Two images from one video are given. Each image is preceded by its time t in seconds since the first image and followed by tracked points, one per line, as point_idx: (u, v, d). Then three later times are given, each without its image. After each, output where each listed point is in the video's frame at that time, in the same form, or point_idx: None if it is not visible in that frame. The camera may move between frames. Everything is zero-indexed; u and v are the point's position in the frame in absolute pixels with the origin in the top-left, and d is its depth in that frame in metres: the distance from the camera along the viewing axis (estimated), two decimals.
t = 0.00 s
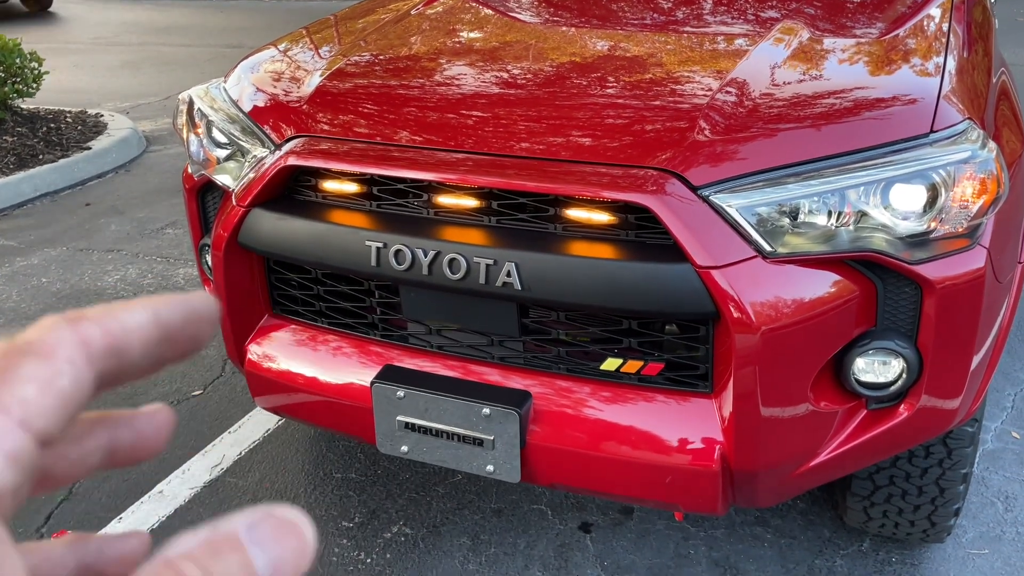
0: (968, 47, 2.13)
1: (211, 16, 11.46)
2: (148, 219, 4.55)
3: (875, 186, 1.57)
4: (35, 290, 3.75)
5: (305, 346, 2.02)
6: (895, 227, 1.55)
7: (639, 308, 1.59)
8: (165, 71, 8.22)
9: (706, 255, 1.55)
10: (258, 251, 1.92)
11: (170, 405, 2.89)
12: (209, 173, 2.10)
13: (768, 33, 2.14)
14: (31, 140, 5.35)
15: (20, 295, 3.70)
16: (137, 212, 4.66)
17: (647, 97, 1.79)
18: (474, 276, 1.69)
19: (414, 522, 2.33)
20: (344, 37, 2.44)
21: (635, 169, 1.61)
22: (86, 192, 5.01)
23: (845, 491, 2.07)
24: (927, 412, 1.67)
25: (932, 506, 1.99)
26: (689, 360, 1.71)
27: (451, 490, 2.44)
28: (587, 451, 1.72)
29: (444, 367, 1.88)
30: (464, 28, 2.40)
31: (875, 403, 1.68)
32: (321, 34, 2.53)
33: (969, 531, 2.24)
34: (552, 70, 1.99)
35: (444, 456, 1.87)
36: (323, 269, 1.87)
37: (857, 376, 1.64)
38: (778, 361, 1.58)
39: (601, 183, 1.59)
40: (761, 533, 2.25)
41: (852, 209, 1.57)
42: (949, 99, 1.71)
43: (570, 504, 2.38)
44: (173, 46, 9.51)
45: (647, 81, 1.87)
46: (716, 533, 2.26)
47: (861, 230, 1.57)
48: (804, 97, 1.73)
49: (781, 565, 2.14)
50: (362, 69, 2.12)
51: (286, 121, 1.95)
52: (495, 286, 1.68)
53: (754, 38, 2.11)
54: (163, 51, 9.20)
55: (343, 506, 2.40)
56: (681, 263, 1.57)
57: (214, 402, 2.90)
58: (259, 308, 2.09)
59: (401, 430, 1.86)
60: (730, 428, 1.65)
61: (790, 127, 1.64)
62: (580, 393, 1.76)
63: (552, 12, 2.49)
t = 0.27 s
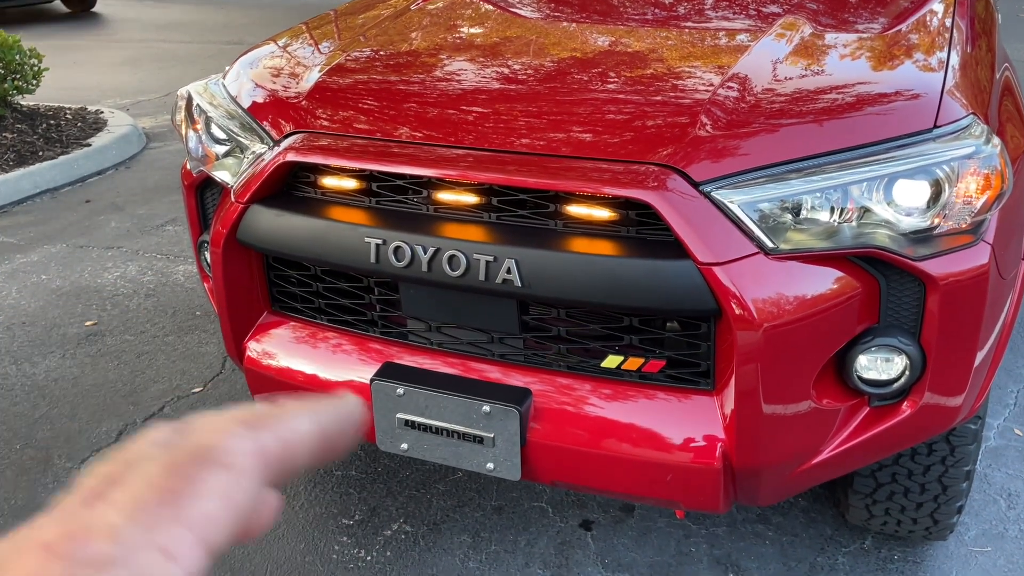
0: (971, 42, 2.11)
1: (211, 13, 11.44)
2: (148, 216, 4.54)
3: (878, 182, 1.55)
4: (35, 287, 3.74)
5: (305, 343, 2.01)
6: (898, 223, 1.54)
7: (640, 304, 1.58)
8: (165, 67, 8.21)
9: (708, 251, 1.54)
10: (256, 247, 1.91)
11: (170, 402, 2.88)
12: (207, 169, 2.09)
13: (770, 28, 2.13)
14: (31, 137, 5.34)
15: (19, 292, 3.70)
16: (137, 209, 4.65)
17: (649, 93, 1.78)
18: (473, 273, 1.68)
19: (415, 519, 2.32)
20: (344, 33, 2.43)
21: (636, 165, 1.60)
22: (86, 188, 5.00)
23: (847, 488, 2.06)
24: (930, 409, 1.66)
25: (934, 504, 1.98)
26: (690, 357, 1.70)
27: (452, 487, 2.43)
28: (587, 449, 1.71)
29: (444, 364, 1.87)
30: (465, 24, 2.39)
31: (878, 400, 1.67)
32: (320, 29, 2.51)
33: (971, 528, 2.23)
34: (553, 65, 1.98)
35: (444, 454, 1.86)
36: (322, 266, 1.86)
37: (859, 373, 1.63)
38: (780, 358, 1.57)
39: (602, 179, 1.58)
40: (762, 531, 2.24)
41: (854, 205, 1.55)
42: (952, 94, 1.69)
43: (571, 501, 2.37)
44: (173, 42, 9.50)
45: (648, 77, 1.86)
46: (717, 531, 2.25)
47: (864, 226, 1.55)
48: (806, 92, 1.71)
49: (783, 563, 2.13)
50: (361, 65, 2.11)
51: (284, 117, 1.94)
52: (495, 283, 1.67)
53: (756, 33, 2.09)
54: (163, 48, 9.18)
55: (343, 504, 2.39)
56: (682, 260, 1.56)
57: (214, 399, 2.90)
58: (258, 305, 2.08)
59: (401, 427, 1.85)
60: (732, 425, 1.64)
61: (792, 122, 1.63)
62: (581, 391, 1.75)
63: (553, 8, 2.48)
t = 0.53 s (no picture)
0: (972, 40, 2.11)
1: (211, 11, 11.43)
2: (148, 215, 4.54)
3: (877, 181, 1.55)
4: (35, 287, 3.74)
5: (303, 343, 2.01)
6: (897, 222, 1.54)
7: (639, 304, 1.58)
8: (165, 66, 8.20)
9: (706, 251, 1.53)
10: (254, 247, 1.91)
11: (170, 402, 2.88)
12: (205, 169, 2.09)
13: (770, 26, 2.12)
14: (31, 136, 5.34)
15: (19, 291, 3.69)
16: (137, 208, 4.64)
17: (648, 92, 1.77)
18: (471, 273, 1.67)
19: (414, 519, 2.32)
20: (344, 32, 2.42)
21: (635, 164, 1.60)
22: (86, 188, 5.00)
23: (847, 487, 2.05)
24: (929, 409, 1.66)
25: (934, 503, 1.98)
26: (688, 357, 1.70)
27: (451, 487, 2.43)
28: (586, 449, 1.71)
29: (442, 364, 1.87)
30: (465, 22, 2.38)
31: (876, 399, 1.66)
32: (320, 28, 2.51)
33: (971, 527, 2.23)
34: (553, 64, 1.97)
35: (442, 454, 1.86)
36: (320, 266, 1.86)
37: (858, 373, 1.63)
38: (779, 358, 1.57)
39: (601, 178, 1.58)
40: (762, 530, 2.24)
41: (853, 204, 1.55)
42: (952, 92, 1.69)
43: (571, 501, 2.37)
44: (172, 41, 9.49)
45: (648, 75, 1.85)
46: (717, 530, 2.24)
47: (862, 225, 1.55)
48: (806, 90, 1.71)
49: (782, 562, 2.13)
50: (362, 64, 2.11)
51: (283, 116, 1.94)
52: (493, 282, 1.66)
53: (756, 31, 2.09)
54: (163, 46, 9.17)
55: (342, 503, 2.39)
56: (680, 259, 1.55)
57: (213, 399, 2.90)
58: (256, 305, 2.07)
59: (399, 427, 1.85)
60: (730, 425, 1.64)
61: (792, 121, 1.62)
62: (580, 390, 1.75)
63: (553, 6, 2.47)
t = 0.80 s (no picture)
0: (972, 39, 2.11)
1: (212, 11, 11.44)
2: (148, 215, 4.55)
3: (873, 180, 1.55)
4: (35, 287, 3.75)
5: (301, 343, 2.01)
6: (893, 222, 1.54)
7: (636, 304, 1.58)
8: (165, 66, 8.20)
9: (702, 250, 1.53)
10: (251, 248, 1.91)
11: (169, 402, 2.89)
12: (203, 170, 2.09)
13: (771, 25, 2.12)
14: (31, 136, 5.34)
15: (19, 292, 3.70)
16: (137, 208, 4.65)
17: (648, 92, 1.77)
18: (468, 273, 1.68)
19: (413, 518, 2.32)
20: (344, 32, 2.42)
21: (632, 164, 1.60)
22: (86, 188, 5.00)
23: (845, 486, 2.05)
24: (925, 408, 1.66)
25: (932, 502, 1.98)
26: (685, 356, 1.70)
27: (450, 486, 2.44)
28: (582, 448, 1.71)
29: (439, 363, 1.87)
30: (465, 23, 2.38)
31: (873, 398, 1.66)
32: (320, 28, 2.51)
33: (970, 525, 2.23)
34: (552, 64, 1.98)
35: (440, 453, 1.86)
36: (317, 266, 1.86)
37: (855, 372, 1.63)
38: (775, 357, 1.57)
39: (598, 179, 1.58)
40: (760, 529, 2.24)
41: (850, 203, 1.55)
42: (949, 91, 1.69)
43: (570, 500, 2.37)
44: (173, 41, 9.49)
45: (647, 75, 1.85)
46: (715, 529, 2.25)
47: (859, 224, 1.55)
48: (804, 90, 1.71)
49: (780, 561, 2.13)
50: (362, 64, 2.11)
51: (281, 117, 1.94)
52: (490, 282, 1.67)
53: (756, 30, 2.09)
54: (163, 46, 9.17)
55: (341, 503, 2.39)
56: (676, 259, 1.55)
57: (213, 399, 2.90)
58: (254, 305, 2.08)
59: (397, 427, 1.85)
60: (727, 424, 1.64)
61: (789, 120, 1.62)
62: (580, 390, 1.75)
63: (552, 6, 2.47)
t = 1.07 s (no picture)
0: (974, 37, 2.11)
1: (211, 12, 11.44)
2: (148, 216, 4.55)
3: (876, 178, 1.55)
4: (36, 288, 3.75)
5: (304, 343, 2.01)
6: (896, 219, 1.54)
7: (639, 302, 1.58)
8: (166, 67, 8.20)
9: (705, 249, 1.53)
10: (254, 247, 1.91)
11: (171, 402, 2.89)
12: (205, 169, 2.09)
13: (773, 23, 2.12)
14: (31, 137, 5.34)
15: (20, 292, 3.70)
16: (138, 209, 4.65)
17: (649, 90, 1.77)
18: (471, 272, 1.68)
19: (416, 518, 2.32)
20: (345, 31, 2.42)
21: (634, 162, 1.60)
22: (87, 189, 5.00)
23: (848, 485, 2.05)
24: (929, 406, 1.66)
25: (935, 500, 1.98)
26: (689, 355, 1.70)
27: (453, 486, 2.44)
28: (585, 447, 1.71)
29: (442, 362, 1.87)
30: (466, 22, 2.38)
31: (876, 396, 1.66)
32: (320, 28, 2.51)
33: (973, 524, 2.23)
34: (553, 63, 1.98)
35: (442, 452, 1.86)
36: (320, 265, 1.86)
37: (858, 370, 1.63)
38: (778, 356, 1.57)
39: (600, 177, 1.58)
40: (763, 527, 2.24)
41: (852, 201, 1.55)
42: (951, 89, 1.69)
43: (573, 499, 2.37)
44: (173, 41, 9.49)
45: (648, 74, 1.85)
46: (718, 528, 2.25)
47: (861, 222, 1.55)
48: (806, 88, 1.71)
49: (783, 560, 2.13)
50: (362, 64, 2.11)
51: (283, 116, 1.94)
52: (493, 281, 1.67)
53: (757, 28, 2.09)
54: (164, 47, 9.18)
55: (344, 502, 2.39)
56: (679, 257, 1.55)
57: (215, 399, 2.90)
58: (257, 305, 2.08)
59: (400, 426, 1.85)
60: (730, 423, 1.64)
61: (791, 118, 1.62)
62: (582, 389, 1.75)
63: (553, 5, 2.47)
